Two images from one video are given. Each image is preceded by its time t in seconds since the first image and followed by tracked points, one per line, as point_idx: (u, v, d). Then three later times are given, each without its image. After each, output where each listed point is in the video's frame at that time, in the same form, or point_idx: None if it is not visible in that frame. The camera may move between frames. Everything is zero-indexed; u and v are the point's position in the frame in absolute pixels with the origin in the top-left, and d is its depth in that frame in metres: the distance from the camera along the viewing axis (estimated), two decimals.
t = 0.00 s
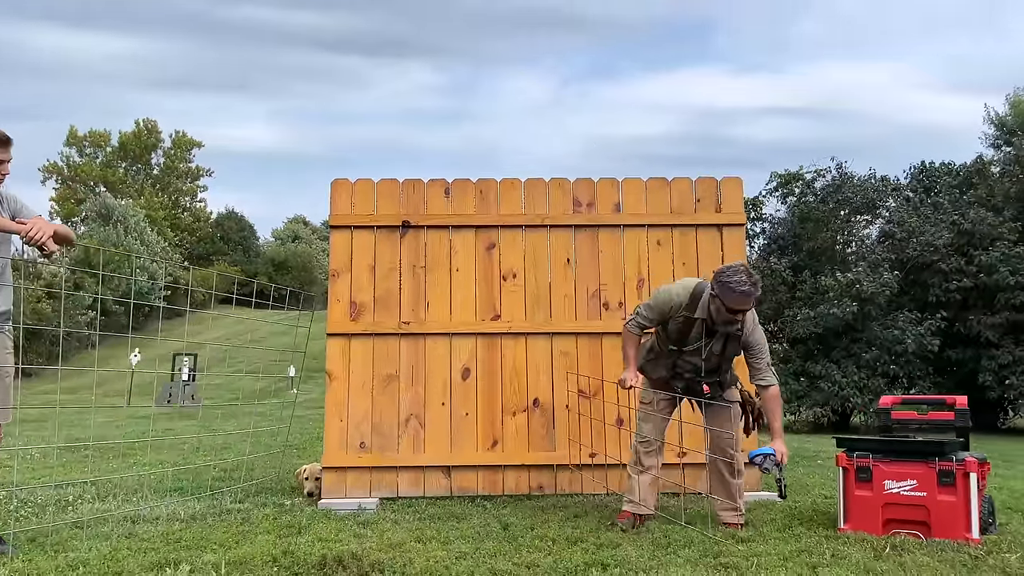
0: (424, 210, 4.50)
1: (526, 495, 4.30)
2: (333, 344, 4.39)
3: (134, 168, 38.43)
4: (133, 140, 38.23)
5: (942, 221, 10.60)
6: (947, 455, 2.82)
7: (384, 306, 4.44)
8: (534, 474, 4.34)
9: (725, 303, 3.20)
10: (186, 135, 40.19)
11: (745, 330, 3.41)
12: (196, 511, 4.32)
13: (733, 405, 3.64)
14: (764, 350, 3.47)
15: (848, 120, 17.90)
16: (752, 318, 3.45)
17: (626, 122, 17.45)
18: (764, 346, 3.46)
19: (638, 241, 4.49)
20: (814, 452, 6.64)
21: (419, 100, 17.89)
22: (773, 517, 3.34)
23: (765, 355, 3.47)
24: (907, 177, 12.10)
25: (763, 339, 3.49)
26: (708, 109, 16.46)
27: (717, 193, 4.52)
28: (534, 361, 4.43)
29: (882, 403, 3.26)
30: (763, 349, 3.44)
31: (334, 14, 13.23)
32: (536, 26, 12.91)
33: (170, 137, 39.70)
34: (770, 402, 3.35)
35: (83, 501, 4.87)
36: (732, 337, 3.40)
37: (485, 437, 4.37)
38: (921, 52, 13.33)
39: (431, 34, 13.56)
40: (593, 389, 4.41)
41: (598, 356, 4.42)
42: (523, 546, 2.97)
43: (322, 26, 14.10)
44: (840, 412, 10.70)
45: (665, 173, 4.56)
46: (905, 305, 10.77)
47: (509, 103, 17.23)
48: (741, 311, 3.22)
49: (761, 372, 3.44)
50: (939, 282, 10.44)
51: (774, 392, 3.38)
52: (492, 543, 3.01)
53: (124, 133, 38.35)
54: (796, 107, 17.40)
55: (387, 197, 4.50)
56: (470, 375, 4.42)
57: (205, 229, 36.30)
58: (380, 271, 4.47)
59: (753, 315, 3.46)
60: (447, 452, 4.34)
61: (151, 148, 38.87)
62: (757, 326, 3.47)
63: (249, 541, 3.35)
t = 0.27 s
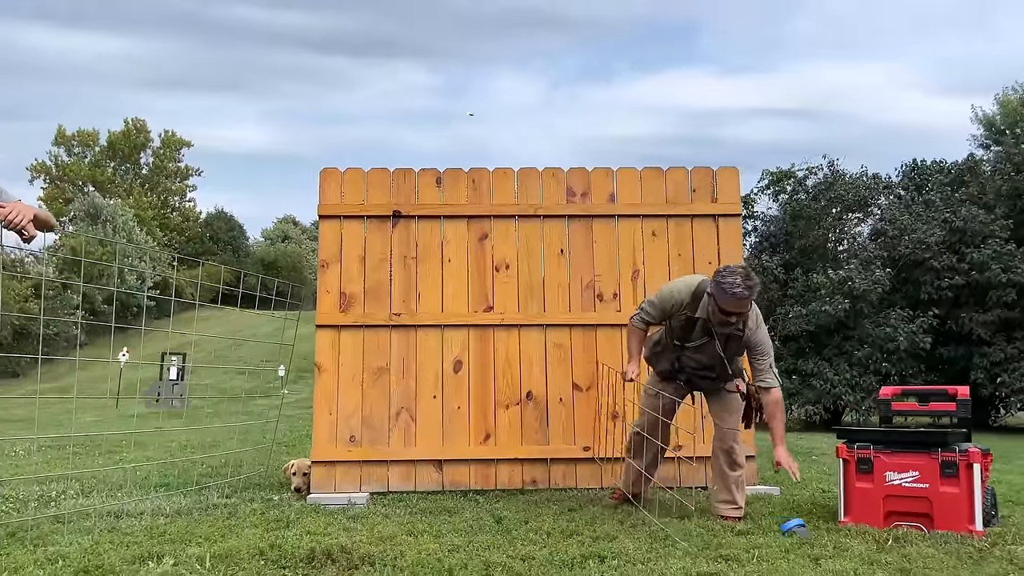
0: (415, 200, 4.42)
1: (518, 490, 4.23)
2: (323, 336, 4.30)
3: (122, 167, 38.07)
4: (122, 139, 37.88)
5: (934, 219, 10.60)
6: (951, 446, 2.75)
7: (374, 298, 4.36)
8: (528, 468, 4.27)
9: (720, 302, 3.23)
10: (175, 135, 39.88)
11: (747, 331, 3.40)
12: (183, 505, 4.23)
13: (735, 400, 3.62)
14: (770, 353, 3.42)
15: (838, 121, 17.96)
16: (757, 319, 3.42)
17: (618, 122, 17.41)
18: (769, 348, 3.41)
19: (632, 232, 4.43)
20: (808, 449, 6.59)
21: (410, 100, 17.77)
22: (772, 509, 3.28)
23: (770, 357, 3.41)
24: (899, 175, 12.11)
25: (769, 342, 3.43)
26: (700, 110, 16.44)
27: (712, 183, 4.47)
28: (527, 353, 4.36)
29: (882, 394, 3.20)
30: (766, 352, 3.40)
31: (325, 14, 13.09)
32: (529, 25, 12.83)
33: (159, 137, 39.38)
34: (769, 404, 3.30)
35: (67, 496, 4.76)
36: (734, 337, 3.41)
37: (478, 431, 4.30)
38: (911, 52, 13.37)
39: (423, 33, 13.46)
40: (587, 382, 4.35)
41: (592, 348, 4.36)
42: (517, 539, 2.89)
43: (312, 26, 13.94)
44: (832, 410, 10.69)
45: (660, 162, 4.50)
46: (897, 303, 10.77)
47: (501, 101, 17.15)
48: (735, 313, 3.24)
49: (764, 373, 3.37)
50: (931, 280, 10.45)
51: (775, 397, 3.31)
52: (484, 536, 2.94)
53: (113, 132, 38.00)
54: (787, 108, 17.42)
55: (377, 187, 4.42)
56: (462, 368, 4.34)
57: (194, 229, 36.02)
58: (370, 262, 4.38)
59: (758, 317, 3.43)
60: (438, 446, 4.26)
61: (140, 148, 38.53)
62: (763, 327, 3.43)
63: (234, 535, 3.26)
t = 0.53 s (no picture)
0: (408, 192, 4.34)
1: (514, 486, 4.16)
2: (314, 329, 4.22)
3: (114, 167, 37.80)
4: (113, 139, 37.61)
5: (928, 217, 10.60)
6: (956, 439, 2.70)
7: (367, 292, 4.28)
8: (523, 464, 4.20)
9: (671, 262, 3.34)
10: (166, 135, 39.64)
11: (711, 302, 3.42)
12: (170, 503, 4.13)
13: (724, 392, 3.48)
14: (732, 328, 3.40)
15: (832, 122, 17.97)
16: (724, 292, 3.42)
17: (612, 122, 17.34)
18: (734, 323, 3.39)
19: (629, 224, 4.36)
20: (804, 448, 6.55)
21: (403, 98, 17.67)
22: (773, 506, 3.23)
23: (732, 332, 3.39)
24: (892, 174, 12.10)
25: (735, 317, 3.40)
26: (695, 110, 16.40)
27: (710, 174, 4.41)
28: (522, 346, 4.29)
29: (885, 388, 3.15)
30: (728, 329, 3.38)
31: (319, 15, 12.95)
32: (524, 23, 12.76)
33: (150, 136, 39.15)
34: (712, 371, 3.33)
35: (51, 494, 4.65)
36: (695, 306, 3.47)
37: (472, 427, 4.22)
38: (905, 53, 13.38)
39: (417, 33, 13.35)
40: (583, 377, 4.28)
41: (587, 341, 4.29)
42: (513, 535, 2.83)
43: (305, 26, 13.80)
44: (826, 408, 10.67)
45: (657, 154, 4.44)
46: (891, 301, 10.77)
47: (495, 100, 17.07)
48: (682, 274, 3.34)
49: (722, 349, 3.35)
50: (925, 278, 10.45)
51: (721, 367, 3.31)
52: (481, 532, 2.87)
53: (103, 132, 37.73)
54: (781, 109, 17.41)
55: (369, 178, 4.34)
56: (456, 362, 4.26)
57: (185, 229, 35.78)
58: (362, 255, 4.30)
59: (724, 291, 3.42)
60: (432, 442, 4.18)
61: (131, 147, 38.28)
62: (729, 302, 3.41)
63: (221, 532, 3.17)
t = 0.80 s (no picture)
0: (403, 188, 4.26)
1: (510, 488, 4.09)
2: (306, 328, 4.13)
3: (106, 167, 37.51)
4: (105, 139, 37.31)
5: (923, 217, 10.60)
6: (964, 440, 2.65)
7: (361, 289, 4.20)
8: (519, 465, 4.13)
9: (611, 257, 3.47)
10: (158, 134, 39.37)
11: (657, 296, 3.39)
12: (158, 506, 4.04)
13: (703, 391, 3.43)
14: (677, 321, 3.30)
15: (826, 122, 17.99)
16: (668, 285, 3.36)
17: (607, 123, 17.30)
18: (679, 316, 3.29)
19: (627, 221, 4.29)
20: (801, 448, 6.50)
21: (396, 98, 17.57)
22: (776, 508, 3.17)
23: (677, 325, 3.30)
24: (887, 173, 12.09)
25: (681, 310, 3.30)
26: (690, 111, 16.36)
27: (709, 171, 4.35)
28: (518, 345, 4.22)
29: (889, 387, 3.11)
30: (670, 321, 3.30)
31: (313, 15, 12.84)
32: (518, 22, 12.70)
33: (143, 136, 38.87)
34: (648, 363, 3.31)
35: (36, 496, 4.55)
36: (645, 300, 3.47)
37: (468, 428, 4.14)
38: (900, 54, 13.37)
39: (412, 33, 13.25)
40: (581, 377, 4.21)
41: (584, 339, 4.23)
42: (510, 539, 2.75)
43: (298, 25, 13.68)
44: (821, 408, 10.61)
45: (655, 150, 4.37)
46: (886, 301, 10.75)
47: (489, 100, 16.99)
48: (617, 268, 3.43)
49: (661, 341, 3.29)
50: (920, 278, 10.44)
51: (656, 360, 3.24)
52: (477, 536, 2.79)
53: (95, 131, 37.44)
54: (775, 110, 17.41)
55: (363, 174, 4.26)
56: (451, 362, 4.19)
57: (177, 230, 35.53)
58: (355, 252, 4.22)
59: (670, 284, 3.35)
60: (427, 443, 4.11)
61: (123, 147, 38.00)
62: (674, 295, 3.32)
63: (209, 536, 3.08)
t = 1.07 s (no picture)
0: (399, 190, 4.19)
1: (507, 495, 4.02)
2: (298, 333, 4.06)
3: (98, 168, 37.28)
4: (97, 140, 37.08)
5: (920, 218, 10.55)
6: (971, 448, 2.67)
7: (355, 293, 4.13)
8: (516, 472, 4.06)
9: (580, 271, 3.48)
10: (151, 135, 39.16)
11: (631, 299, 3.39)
12: (148, 514, 3.95)
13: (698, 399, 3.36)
14: (655, 321, 3.28)
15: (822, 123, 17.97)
16: (639, 284, 3.37)
17: (602, 124, 17.25)
18: (657, 315, 3.28)
19: (626, 224, 4.24)
20: (800, 452, 6.45)
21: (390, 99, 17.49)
22: (779, 517, 3.11)
23: (657, 321, 3.28)
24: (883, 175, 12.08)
25: (655, 307, 3.30)
26: (686, 112, 16.33)
27: (709, 173, 4.30)
28: (515, 350, 4.15)
29: (893, 394, 3.06)
30: (650, 321, 3.29)
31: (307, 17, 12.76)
32: (514, 23, 12.64)
33: (135, 137, 38.66)
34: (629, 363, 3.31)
35: (24, 505, 4.46)
36: (622, 306, 3.48)
37: (465, 434, 4.08)
38: (895, 56, 13.38)
39: (406, 34, 13.17)
40: (579, 381, 4.14)
41: (581, 343, 4.17)
42: (508, 551, 2.68)
43: (292, 26, 13.59)
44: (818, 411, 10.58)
45: (654, 151, 4.32)
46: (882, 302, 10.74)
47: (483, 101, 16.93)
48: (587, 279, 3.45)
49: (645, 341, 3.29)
50: (917, 279, 10.43)
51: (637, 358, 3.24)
52: (474, 548, 2.73)
53: (88, 132, 37.21)
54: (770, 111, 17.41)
55: (357, 175, 4.19)
56: (448, 367, 4.12)
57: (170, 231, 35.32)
58: (349, 255, 4.15)
59: (641, 283, 3.36)
60: (423, 450, 4.04)
61: (116, 148, 37.77)
62: (647, 293, 3.33)
63: (200, 548, 3.00)
